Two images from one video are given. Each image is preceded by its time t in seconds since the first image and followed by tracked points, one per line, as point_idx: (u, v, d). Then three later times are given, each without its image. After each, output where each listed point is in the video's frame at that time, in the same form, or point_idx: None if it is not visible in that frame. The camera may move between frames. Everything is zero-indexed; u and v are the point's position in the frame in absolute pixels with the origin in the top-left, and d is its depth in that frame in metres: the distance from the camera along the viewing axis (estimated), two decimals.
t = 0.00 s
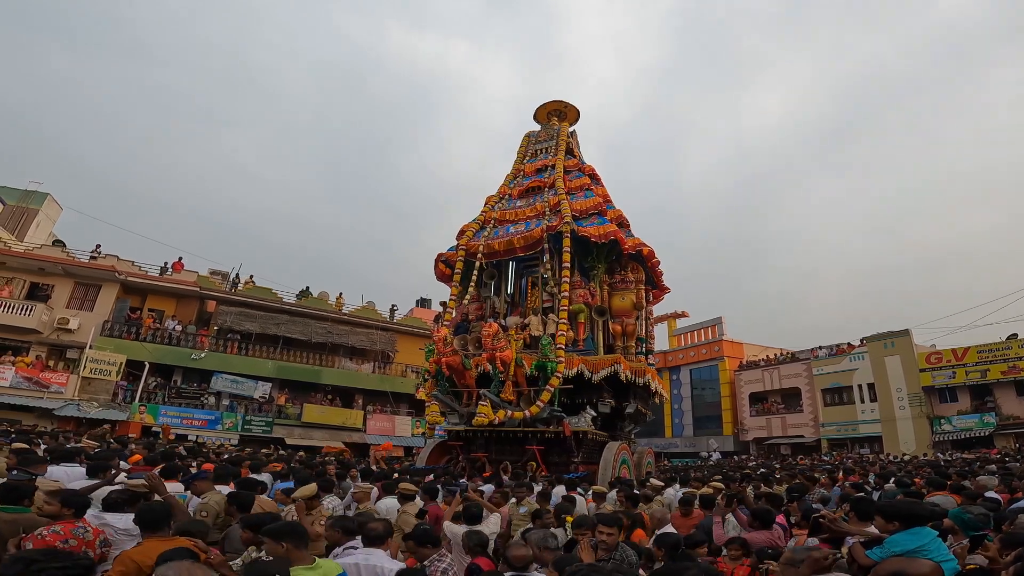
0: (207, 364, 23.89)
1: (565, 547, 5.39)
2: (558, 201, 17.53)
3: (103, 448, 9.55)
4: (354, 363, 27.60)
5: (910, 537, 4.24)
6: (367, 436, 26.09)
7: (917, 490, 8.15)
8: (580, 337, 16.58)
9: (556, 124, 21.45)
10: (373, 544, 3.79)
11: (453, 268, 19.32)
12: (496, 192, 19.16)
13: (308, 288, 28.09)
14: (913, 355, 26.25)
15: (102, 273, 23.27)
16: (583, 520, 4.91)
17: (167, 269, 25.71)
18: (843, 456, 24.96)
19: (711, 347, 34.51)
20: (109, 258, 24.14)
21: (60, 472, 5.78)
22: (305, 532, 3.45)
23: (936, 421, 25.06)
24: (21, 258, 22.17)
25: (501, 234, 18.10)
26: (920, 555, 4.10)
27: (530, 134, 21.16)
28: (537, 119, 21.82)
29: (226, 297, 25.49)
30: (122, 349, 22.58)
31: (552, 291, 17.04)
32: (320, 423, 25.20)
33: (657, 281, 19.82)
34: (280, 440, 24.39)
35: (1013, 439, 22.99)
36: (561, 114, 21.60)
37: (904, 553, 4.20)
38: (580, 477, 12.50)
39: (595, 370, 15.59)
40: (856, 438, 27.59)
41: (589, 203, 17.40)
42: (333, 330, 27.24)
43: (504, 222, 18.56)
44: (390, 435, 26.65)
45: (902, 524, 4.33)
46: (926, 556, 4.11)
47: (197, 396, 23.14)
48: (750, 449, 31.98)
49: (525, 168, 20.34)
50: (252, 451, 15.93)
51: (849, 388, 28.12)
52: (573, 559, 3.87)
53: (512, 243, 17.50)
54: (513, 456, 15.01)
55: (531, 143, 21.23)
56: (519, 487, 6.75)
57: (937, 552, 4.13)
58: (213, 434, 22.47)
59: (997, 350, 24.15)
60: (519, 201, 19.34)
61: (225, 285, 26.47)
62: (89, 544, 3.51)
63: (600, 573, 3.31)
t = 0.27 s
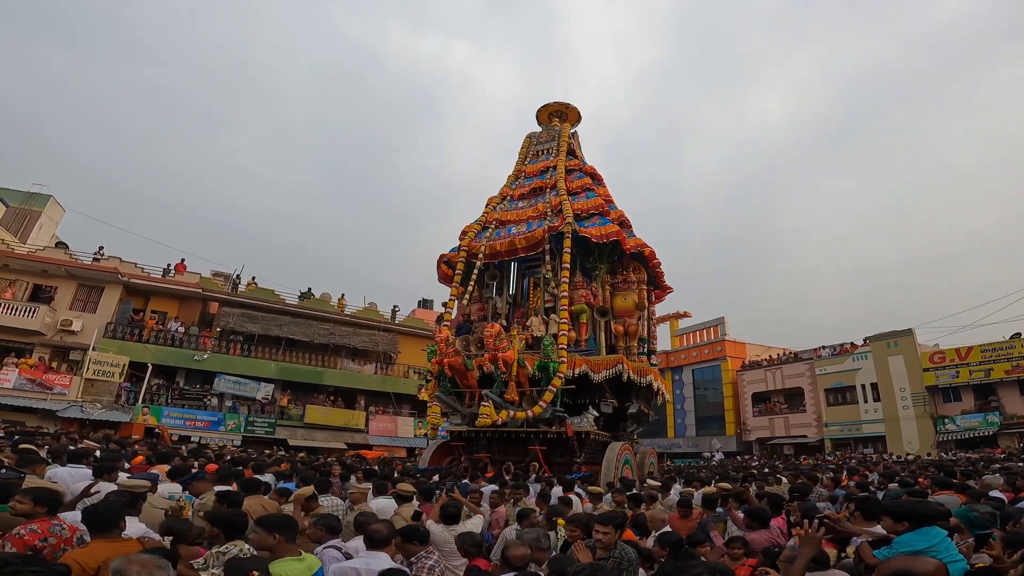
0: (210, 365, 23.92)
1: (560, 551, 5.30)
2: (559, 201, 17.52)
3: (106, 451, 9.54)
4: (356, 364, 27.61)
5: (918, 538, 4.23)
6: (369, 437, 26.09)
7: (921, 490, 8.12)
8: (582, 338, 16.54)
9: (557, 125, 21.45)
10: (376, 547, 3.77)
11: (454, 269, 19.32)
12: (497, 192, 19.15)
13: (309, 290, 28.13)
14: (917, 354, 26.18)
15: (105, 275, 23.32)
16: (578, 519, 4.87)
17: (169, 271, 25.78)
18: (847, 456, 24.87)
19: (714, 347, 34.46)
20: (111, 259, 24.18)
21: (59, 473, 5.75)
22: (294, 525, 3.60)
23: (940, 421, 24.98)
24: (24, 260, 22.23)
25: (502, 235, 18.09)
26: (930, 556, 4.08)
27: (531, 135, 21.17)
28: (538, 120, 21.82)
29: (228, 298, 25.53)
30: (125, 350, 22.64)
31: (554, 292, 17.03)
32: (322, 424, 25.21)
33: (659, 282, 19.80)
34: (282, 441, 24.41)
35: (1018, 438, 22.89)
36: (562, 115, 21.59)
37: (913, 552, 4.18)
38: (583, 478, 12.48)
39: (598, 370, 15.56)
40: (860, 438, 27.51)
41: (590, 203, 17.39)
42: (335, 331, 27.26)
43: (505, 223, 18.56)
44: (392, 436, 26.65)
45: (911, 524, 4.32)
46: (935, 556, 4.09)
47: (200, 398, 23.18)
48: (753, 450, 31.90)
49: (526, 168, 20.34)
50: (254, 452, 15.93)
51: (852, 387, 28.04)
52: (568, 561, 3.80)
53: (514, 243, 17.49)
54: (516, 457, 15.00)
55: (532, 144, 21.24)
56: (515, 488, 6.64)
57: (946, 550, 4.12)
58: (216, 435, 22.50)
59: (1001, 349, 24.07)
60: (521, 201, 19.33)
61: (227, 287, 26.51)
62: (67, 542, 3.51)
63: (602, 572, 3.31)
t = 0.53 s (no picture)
0: (212, 366, 24.00)
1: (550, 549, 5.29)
2: (560, 202, 17.58)
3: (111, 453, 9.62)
4: (358, 366, 27.70)
5: (921, 538, 4.24)
6: (371, 438, 26.17)
7: (924, 489, 8.14)
8: (584, 338, 16.56)
9: (558, 126, 21.52)
10: (391, 549, 3.72)
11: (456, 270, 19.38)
12: (498, 194, 19.22)
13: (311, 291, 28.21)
14: (920, 354, 26.17)
15: (107, 277, 23.42)
16: (566, 517, 4.89)
17: (172, 273, 25.88)
18: (850, 456, 24.87)
19: (716, 347, 34.48)
20: (114, 262, 24.29)
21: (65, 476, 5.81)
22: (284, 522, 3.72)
23: (943, 420, 24.97)
24: (26, 263, 22.35)
25: (503, 236, 18.16)
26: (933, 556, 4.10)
27: (532, 136, 21.24)
28: (539, 121, 21.89)
29: (231, 300, 25.62)
30: (127, 352, 22.73)
31: (555, 293, 17.07)
32: (325, 425, 25.29)
33: (660, 282, 19.84)
34: (285, 443, 24.49)
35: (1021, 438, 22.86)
36: (563, 116, 21.65)
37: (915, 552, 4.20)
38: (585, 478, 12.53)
39: (600, 371, 15.60)
40: (863, 438, 27.51)
41: (591, 204, 17.44)
42: (337, 333, 27.34)
43: (507, 224, 18.61)
44: (394, 437, 26.72)
45: (912, 524, 4.33)
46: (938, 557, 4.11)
47: (202, 399, 23.28)
48: (756, 450, 31.90)
49: (527, 169, 20.41)
50: (257, 454, 16.01)
51: (855, 387, 28.05)
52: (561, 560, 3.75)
53: (515, 244, 17.54)
54: (517, 458, 15.06)
55: (533, 145, 21.31)
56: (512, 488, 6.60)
57: (948, 550, 4.15)
58: (219, 436, 22.58)
59: (1004, 348, 24.06)
60: (522, 202, 19.39)
61: (229, 288, 26.61)
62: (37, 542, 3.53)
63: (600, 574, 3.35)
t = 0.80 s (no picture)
0: (215, 369, 24.16)
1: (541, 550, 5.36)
2: (561, 204, 17.71)
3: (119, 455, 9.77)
4: (360, 367, 27.85)
5: (916, 539, 4.32)
6: (373, 439, 26.29)
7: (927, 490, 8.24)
8: (585, 340, 16.67)
9: (559, 127, 21.65)
10: (415, 556, 3.77)
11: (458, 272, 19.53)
12: (499, 195, 19.36)
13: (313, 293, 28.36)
14: (923, 354, 26.22)
15: (110, 280, 23.60)
16: (553, 518, 4.97)
17: (174, 276, 26.06)
18: (853, 456, 24.93)
19: (718, 348, 34.57)
20: (117, 264, 24.47)
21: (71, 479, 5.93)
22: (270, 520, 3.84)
23: (946, 421, 25.02)
24: (30, 266, 22.54)
25: (504, 238, 18.29)
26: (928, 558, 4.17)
27: (533, 137, 21.39)
28: (539, 122, 22.02)
29: (233, 303, 25.78)
30: (130, 355, 22.89)
31: (557, 294, 17.19)
32: (327, 427, 25.42)
33: (662, 283, 19.96)
34: (288, 445, 24.64)
35: None
36: (564, 117, 21.77)
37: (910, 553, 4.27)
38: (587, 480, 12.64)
39: (601, 372, 15.71)
40: (866, 438, 27.57)
41: (591, 206, 17.57)
42: (339, 335, 27.50)
43: (508, 226, 18.75)
44: (396, 439, 26.85)
45: (905, 527, 4.42)
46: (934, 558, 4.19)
47: (205, 402, 23.45)
48: (758, 451, 31.97)
49: (528, 171, 20.56)
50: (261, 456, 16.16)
51: (858, 388, 28.11)
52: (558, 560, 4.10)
53: (517, 246, 17.67)
54: (519, 459, 15.18)
55: (534, 146, 21.45)
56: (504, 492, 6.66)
57: (943, 552, 4.22)
58: (222, 439, 22.71)
59: (1006, 348, 24.11)
60: (523, 204, 19.53)
61: (232, 291, 26.77)
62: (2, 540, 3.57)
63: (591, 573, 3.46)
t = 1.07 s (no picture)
0: (217, 370, 24.33)
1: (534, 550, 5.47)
2: (563, 205, 17.84)
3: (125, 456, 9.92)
4: (363, 369, 28.00)
5: (912, 538, 4.35)
6: (375, 440, 26.42)
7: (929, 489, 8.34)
8: (586, 341, 16.79)
9: (560, 128, 21.79)
10: (432, 558, 3.86)
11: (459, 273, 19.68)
12: (500, 197, 19.49)
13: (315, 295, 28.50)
14: (925, 354, 26.30)
15: (113, 282, 23.78)
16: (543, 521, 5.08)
17: (177, 278, 26.23)
18: (855, 456, 25.02)
19: (719, 348, 34.67)
20: (119, 266, 24.65)
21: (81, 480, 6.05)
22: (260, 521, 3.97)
23: (949, 420, 25.09)
24: (33, 268, 22.73)
25: (505, 239, 18.43)
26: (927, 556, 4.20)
27: (534, 138, 21.54)
28: (540, 123, 22.15)
29: (235, 304, 25.95)
30: (133, 357, 23.03)
31: (558, 295, 17.31)
32: (329, 428, 25.57)
33: (662, 284, 20.08)
34: (290, 446, 24.80)
35: None
36: (564, 118, 21.90)
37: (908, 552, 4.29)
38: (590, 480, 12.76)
39: (603, 373, 15.83)
40: (869, 438, 27.65)
41: (592, 207, 17.69)
42: (341, 336, 27.65)
43: (509, 227, 18.89)
44: (399, 440, 26.97)
45: (903, 526, 4.45)
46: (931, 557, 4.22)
47: (208, 403, 23.62)
48: (760, 451, 32.06)
49: (530, 173, 20.70)
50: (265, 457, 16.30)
51: (860, 388, 28.20)
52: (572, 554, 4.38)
53: (518, 248, 17.80)
54: (521, 460, 15.32)
55: (535, 147, 21.60)
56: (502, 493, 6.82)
57: (942, 550, 4.25)
58: (225, 440, 22.85)
59: (1009, 348, 24.18)
60: (524, 205, 19.66)
61: (234, 293, 26.92)
62: None
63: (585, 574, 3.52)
